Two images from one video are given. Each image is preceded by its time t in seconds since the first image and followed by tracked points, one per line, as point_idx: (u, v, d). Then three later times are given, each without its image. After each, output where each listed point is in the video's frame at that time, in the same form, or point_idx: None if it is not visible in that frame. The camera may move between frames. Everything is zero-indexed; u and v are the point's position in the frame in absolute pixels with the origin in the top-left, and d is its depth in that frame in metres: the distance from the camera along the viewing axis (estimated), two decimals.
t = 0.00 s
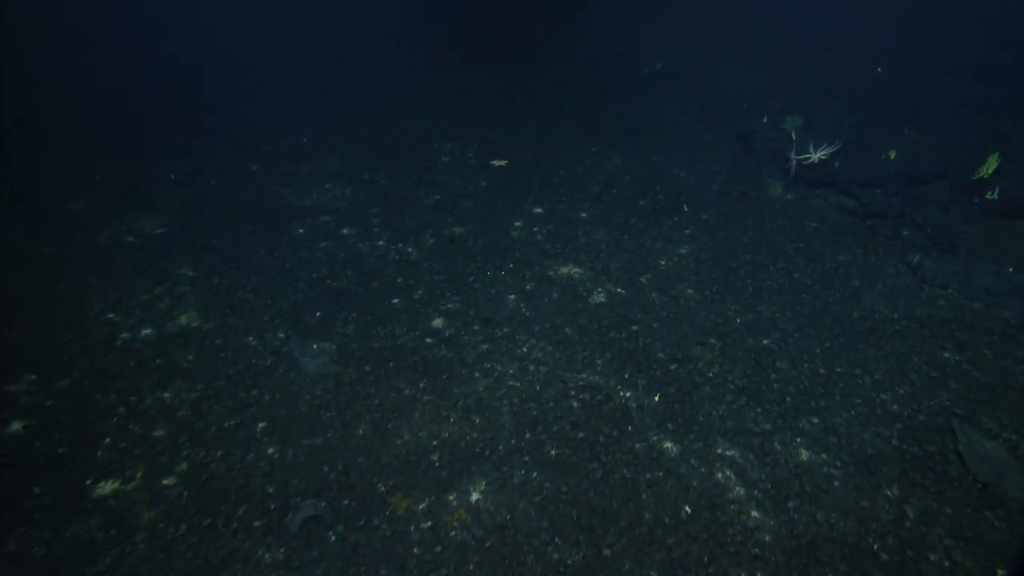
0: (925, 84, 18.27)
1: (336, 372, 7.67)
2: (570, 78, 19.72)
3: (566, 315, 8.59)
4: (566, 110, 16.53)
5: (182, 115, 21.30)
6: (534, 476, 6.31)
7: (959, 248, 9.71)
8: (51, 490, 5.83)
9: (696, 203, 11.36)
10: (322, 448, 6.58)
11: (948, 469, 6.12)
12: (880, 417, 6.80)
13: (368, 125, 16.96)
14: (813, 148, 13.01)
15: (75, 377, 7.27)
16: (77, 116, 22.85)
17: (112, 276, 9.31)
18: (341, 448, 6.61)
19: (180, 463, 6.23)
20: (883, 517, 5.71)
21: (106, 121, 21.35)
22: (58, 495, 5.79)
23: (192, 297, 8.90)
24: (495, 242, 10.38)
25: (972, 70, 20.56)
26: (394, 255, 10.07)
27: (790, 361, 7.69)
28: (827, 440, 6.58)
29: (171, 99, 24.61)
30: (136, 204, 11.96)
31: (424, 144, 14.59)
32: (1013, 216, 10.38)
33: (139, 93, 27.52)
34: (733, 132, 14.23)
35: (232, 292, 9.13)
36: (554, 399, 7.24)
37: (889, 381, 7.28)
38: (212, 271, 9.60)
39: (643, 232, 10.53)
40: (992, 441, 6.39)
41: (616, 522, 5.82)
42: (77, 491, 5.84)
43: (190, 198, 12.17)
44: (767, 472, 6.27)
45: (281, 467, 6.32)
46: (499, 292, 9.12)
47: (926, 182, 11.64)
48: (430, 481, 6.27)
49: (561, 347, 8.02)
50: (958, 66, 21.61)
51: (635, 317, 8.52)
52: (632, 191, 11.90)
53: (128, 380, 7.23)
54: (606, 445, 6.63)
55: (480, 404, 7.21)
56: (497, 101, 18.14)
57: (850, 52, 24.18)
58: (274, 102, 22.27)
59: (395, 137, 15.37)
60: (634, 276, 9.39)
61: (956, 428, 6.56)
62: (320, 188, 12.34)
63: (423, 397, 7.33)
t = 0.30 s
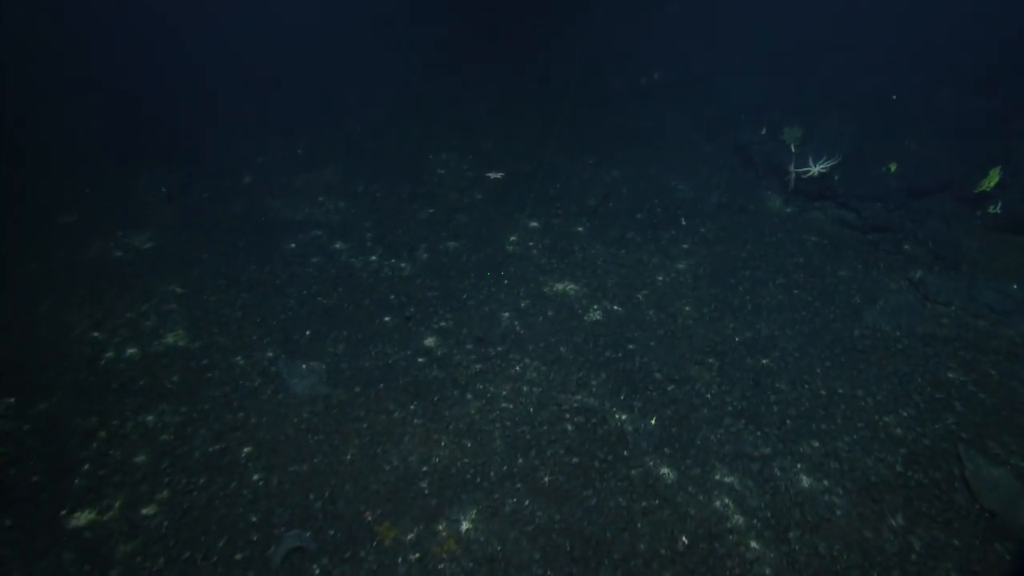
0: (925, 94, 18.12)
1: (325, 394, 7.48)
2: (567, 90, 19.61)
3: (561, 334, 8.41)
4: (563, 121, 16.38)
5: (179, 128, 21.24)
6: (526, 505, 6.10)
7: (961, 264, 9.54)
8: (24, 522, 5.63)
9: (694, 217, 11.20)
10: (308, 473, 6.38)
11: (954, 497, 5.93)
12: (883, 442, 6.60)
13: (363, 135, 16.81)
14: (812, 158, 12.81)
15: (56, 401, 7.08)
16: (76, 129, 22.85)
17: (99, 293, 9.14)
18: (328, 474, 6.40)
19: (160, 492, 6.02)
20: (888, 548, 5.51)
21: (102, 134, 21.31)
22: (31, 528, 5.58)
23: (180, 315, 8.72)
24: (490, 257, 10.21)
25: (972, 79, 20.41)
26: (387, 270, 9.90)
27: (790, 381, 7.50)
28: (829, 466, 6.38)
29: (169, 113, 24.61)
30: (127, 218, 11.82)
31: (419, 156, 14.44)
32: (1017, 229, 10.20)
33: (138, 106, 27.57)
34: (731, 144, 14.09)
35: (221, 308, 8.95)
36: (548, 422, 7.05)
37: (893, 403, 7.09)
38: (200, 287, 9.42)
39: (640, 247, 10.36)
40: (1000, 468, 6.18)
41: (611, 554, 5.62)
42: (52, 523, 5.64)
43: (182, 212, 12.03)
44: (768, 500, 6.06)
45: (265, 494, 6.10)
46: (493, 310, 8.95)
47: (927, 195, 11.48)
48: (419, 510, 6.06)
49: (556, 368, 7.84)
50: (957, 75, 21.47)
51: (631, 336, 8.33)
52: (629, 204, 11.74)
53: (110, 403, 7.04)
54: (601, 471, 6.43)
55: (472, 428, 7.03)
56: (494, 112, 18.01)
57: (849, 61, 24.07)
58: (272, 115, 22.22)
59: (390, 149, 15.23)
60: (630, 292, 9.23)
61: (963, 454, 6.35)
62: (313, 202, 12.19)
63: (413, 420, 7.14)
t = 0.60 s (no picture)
0: (925, 102, 17.99)
1: (313, 413, 7.29)
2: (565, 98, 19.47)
3: (556, 351, 8.23)
4: (561, 130, 16.24)
5: (174, 136, 21.09)
6: (517, 532, 5.91)
7: (964, 278, 9.36)
8: None
9: (692, 228, 11.03)
10: (293, 498, 6.18)
11: (960, 525, 5.73)
12: (886, 465, 6.40)
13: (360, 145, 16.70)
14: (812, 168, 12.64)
15: (35, 422, 6.88)
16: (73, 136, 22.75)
17: (85, 308, 8.95)
18: (314, 499, 6.19)
19: (139, 518, 5.81)
20: None
21: (97, 141, 21.15)
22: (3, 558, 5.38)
23: (167, 330, 8.53)
24: (484, 270, 10.04)
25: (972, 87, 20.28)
26: (379, 284, 9.73)
27: (790, 401, 7.31)
28: (830, 490, 6.18)
29: (165, 120, 24.47)
30: (118, 230, 11.66)
31: (414, 166, 14.31)
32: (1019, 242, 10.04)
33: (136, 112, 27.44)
34: (730, 153, 13.94)
35: (209, 323, 8.77)
36: (541, 444, 6.86)
37: (895, 424, 6.90)
38: (189, 301, 9.24)
39: (637, 260, 10.19)
40: (1007, 494, 5.98)
41: None
42: (25, 552, 5.43)
43: (174, 223, 11.87)
44: (767, 527, 5.86)
45: (248, 520, 5.90)
46: (487, 325, 8.77)
47: (928, 206, 11.32)
48: (407, 537, 5.86)
49: (550, 387, 7.65)
50: (957, 83, 21.33)
51: (627, 353, 8.16)
52: (627, 215, 11.57)
53: (92, 423, 6.85)
54: (595, 496, 6.24)
55: (463, 449, 6.84)
56: (491, 121, 17.88)
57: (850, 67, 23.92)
58: (269, 122, 22.09)
59: (385, 159, 15.09)
60: (626, 307, 9.05)
61: (968, 479, 6.16)
62: (306, 213, 12.03)
63: (403, 441, 6.94)
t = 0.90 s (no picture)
0: (926, 108, 17.79)
1: (299, 432, 7.09)
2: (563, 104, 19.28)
3: (550, 367, 8.04)
4: (558, 137, 16.06)
5: (169, 141, 20.89)
6: (508, 561, 5.69)
7: (968, 291, 9.16)
8: None
9: (690, 240, 10.83)
10: (276, 523, 5.97)
11: (967, 554, 5.52)
12: (889, 489, 6.19)
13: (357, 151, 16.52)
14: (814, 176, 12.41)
15: (12, 443, 6.67)
16: (70, 141, 22.65)
17: (69, 323, 8.75)
18: (297, 524, 5.98)
19: (115, 547, 5.60)
20: None
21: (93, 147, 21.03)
22: None
23: (153, 345, 8.33)
24: (478, 283, 9.86)
25: (975, 91, 20.06)
26: (371, 297, 9.55)
27: (790, 420, 7.10)
28: (832, 517, 5.96)
29: (160, 124, 24.28)
30: (108, 241, 11.49)
31: (409, 174, 14.13)
32: None
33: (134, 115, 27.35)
34: (729, 162, 13.76)
35: (196, 338, 8.56)
36: (534, 466, 6.66)
37: (899, 445, 6.69)
38: (176, 314, 9.05)
39: (634, 272, 10.00)
40: (1017, 521, 5.76)
41: None
42: None
43: (164, 234, 11.68)
44: (767, 556, 5.65)
45: (229, 548, 5.69)
46: (480, 340, 8.58)
47: (931, 217, 11.13)
48: (393, 566, 5.65)
49: (543, 405, 7.45)
50: (960, 86, 21.11)
51: (623, 370, 7.96)
52: (625, 225, 11.38)
53: (70, 445, 6.64)
54: (588, 521, 6.04)
55: (453, 471, 6.63)
56: (488, 127, 17.70)
57: (852, 69, 23.69)
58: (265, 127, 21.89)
59: (380, 166, 14.91)
60: (622, 322, 8.85)
61: (975, 505, 5.94)
62: (298, 223, 11.85)
63: (392, 462, 6.75)
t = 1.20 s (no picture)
0: (928, 111, 17.57)
1: (283, 449, 6.87)
2: (561, 107, 19.09)
3: (542, 383, 7.83)
4: (556, 141, 15.86)
5: (165, 142, 20.73)
6: None
7: (972, 304, 8.95)
8: None
9: (688, 249, 10.62)
10: (256, 548, 5.75)
11: None
12: (892, 514, 5.97)
13: (351, 154, 16.33)
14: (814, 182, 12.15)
15: None
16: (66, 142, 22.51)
17: (51, 335, 8.54)
18: (278, 548, 5.75)
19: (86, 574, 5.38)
20: None
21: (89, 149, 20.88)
22: None
23: (135, 358, 8.10)
24: (471, 293, 9.66)
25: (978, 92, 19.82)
26: (361, 308, 9.35)
27: (789, 440, 6.89)
28: (833, 543, 5.74)
29: (155, 126, 24.09)
30: (95, 248, 11.28)
31: (404, 180, 13.93)
32: None
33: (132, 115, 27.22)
34: (728, 168, 13.54)
35: (181, 349, 8.33)
36: (524, 488, 6.45)
37: (902, 467, 6.47)
38: (161, 325, 8.82)
39: (630, 282, 9.79)
40: None
41: None
42: None
43: (153, 241, 11.47)
44: None
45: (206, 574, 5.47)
46: (471, 354, 8.38)
47: (934, 226, 10.93)
48: None
49: (535, 423, 7.24)
50: (964, 88, 20.86)
51: (617, 385, 7.75)
52: (621, 233, 11.18)
53: (45, 464, 6.41)
54: (579, 547, 5.82)
55: (440, 493, 6.42)
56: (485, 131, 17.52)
57: (855, 70, 23.45)
58: (262, 128, 21.71)
59: (375, 171, 14.72)
60: (617, 334, 8.64)
61: (981, 532, 5.72)
62: (289, 230, 11.66)
63: (378, 483, 6.53)
